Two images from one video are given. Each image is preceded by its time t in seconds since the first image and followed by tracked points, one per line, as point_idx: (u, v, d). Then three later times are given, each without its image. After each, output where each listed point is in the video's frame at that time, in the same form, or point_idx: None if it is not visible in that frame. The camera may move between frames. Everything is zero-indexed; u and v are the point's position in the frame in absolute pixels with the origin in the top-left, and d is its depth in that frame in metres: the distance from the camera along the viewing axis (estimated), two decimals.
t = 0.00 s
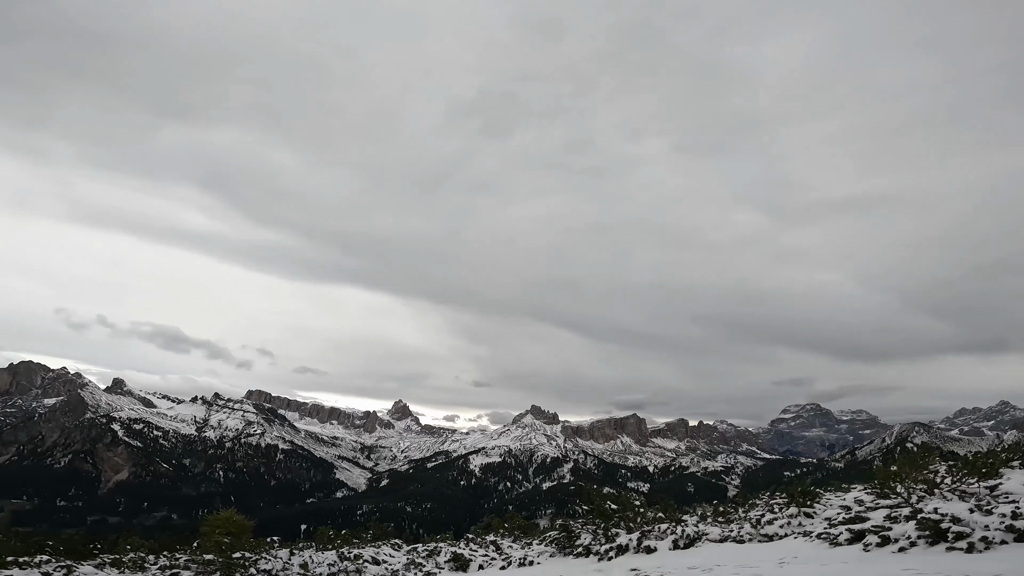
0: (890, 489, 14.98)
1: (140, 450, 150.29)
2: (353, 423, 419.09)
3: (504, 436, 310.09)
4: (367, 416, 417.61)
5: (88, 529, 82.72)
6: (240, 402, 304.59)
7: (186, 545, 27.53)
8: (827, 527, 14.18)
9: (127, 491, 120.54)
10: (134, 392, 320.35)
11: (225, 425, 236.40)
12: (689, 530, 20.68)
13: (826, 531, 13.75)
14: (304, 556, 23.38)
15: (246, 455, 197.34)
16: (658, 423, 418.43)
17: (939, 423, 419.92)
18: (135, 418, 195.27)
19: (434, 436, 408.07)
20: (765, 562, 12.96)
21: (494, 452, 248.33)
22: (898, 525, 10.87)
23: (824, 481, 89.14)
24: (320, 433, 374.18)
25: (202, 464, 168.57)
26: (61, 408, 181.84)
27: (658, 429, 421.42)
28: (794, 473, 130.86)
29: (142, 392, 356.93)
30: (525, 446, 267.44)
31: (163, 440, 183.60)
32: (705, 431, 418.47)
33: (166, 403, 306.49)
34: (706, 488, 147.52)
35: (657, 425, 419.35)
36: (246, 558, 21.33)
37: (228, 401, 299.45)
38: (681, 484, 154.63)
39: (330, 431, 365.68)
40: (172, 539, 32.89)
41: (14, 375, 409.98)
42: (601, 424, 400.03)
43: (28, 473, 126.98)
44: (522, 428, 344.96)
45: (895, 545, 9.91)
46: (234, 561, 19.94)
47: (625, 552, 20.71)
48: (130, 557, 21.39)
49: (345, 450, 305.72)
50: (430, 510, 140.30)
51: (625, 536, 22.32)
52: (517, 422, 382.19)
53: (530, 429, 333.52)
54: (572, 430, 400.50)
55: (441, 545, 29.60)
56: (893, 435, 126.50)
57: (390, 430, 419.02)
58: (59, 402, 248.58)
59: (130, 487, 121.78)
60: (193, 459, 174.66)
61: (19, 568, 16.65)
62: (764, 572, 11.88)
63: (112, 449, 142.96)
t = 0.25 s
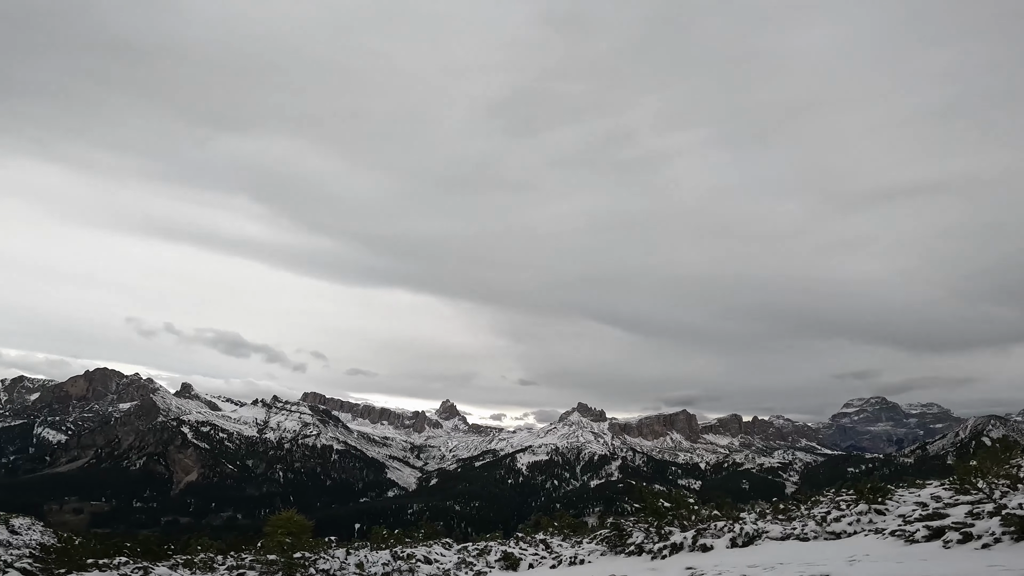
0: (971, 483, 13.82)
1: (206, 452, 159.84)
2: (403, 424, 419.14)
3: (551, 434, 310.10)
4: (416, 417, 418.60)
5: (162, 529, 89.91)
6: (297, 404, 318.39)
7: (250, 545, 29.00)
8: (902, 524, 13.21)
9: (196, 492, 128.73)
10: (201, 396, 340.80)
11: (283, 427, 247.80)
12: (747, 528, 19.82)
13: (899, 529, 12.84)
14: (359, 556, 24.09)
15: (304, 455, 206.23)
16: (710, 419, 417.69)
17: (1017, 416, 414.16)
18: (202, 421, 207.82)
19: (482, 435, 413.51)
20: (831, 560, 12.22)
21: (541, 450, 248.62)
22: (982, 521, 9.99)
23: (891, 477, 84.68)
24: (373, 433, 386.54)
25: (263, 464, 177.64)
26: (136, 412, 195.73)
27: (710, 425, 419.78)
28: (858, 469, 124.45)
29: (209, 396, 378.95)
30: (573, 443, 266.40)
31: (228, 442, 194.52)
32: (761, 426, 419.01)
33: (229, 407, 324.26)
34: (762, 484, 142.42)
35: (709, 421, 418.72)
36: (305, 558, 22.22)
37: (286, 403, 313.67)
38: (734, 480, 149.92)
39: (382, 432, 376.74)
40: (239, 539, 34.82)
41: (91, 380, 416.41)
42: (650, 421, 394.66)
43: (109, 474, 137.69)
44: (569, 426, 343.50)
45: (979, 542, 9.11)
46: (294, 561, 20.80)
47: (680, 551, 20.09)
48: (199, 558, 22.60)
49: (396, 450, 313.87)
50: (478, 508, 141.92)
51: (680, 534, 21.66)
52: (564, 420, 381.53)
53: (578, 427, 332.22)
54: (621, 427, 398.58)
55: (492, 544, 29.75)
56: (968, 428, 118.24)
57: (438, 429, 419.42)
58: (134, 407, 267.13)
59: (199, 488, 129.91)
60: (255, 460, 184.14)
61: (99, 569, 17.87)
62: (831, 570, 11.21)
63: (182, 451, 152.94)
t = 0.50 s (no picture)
0: None
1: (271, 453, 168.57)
2: (454, 423, 419.14)
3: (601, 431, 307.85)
4: (467, 416, 419.13)
5: (235, 530, 95.64)
6: (354, 406, 330.87)
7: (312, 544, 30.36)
8: (991, 520, 12.13)
9: (264, 492, 136.37)
10: (265, 399, 360.03)
11: (342, 427, 258.07)
12: (817, 525, 18.76)
13: (990, 524, 11.76)
14: (415, 555, 24.57)
15: (361, 455, 213.65)
16: (768, 415, 416.74)
17: None
18: (268, 423, 219.70)
19: (533, 433, 416.11)
20: (914, 556, 11.37)
21: (592, 447, 246.58)
22: None
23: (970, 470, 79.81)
24: (426, 432, 396.63)
25: (324, 464, 185.85)
26: (208, 415, 209.35)
27: (770, 420, 419.12)
28: (934, 464, 116.43)
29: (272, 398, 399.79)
30: (624, 440, 262.85)
31: (291, 442, 204.76)
32: (826, 420, 419.74)
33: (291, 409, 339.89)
34: (827, 479, 135.78)
35: (769, 417, 419.83)
36: (364, 558, 22.90)
37: (343, 404, 325.67)
38: (797, 476, 143.45)
39: (435, 431, 385.79)
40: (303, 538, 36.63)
41: (167, 386, 418.94)
42: (705, 417, 386.27)
43: (186, 475, 147.71)
44: (620, 423, 339.30)
45: None
46: (353, 560, 21.51)
47: (743, 549, 19.24)
48: (266, 558, 23.58)
49: (449, 448, 320.30)
50: (529, 506, 142.31)
51: (743, 531, 20.76)
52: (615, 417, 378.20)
53: (629, 423, 328.47)
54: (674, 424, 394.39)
55: (545, 543, 29.62)
56: None
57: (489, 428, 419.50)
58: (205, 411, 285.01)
59: (266, 488, 137.47)
60: (316, 460, 192.74)
61: (176, 570, 19.07)
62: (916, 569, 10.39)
63: (250, 452, 162.56)
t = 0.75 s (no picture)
0: None
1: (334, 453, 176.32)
2: (507, 421, 418.64)
3: (657, 427, 301.83)
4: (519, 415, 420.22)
5: (301, 530, 100.45)
6: (410, 406, 340.64)
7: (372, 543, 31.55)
8: None
9: (328, 492, 142.80)
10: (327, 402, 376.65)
11: (399, 428, 266.35)
12: (899, 520, 17.44)
13: None
14: (472, 553, 24.88)
15: (418, 455, 219.34)
16: (837, 408, 416.47)
17: None
18: (330, 424, 229.89)
19: (587, 430, 413.95)
20: (1011, 552, 10.38)
21: (648, 443, 242.02)
22: None
23: None
24: (480, 431, 402.95)
25: (383, 464, 192.49)
26: (275, 418, 221.68)
27: (839, 413, 419.17)
28: None
29: (333, 400, 417.58)
30: (681, 436, 256.55)
31: (352, 442, 213.38)
32: (903, 412, 418.86)
33: (351, 410, 353.46)
34: (906, 474, 127.03)
35: (837, 411, 419.18)
36: (422, 556, 23.42)
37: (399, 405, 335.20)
38: (871, 471, 134.84)
39: (489, 429, 391.61)
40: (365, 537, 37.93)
41: (239, 392, 417.51)
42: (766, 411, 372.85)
43: (257, 476, 156.91)
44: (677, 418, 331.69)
45: None
46: (412, 559, 22.11)
47: (817, 545, 18.18)
48: (330, 557, 24.54)
49: (502, 447, 323.71)
50: (585, 504, 141.23)
51: (816, 528, 19.60)
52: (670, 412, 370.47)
53: (686, 418, 320.69)
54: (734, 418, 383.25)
55: (603, 540, 29.25)
56: None
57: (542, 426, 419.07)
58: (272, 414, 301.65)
59: (330, 489, 143.80)
60: (376, 460, 199.88)
61: (248, 570, 20.19)
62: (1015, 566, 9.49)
63: (314, 452, 170.69)
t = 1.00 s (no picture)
0: None
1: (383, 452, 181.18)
2: (552, 418, 418.87)
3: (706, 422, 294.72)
4: (563, 411, 420.67)
5: (352, 528, 103.55)
6: (455, 405, 346.12)
7: (420, 542, 32.38)
8: None
9: (377, 491, 146.93)
10: (375, 402, 387.63)
11: (445, 426, 271.07)
12: (978, 515, 16.20)
13: None
14: (518, 551, 24.97)
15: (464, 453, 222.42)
16: (899, 400, 416.08)
17: None
18: (379, 423, 236.47)
19: (633, 426, 409.44)
20: None
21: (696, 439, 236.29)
22: None
23: None
24: (524, 428, 405.32)
25: (430, 462, 196.46)
26: (327, 418, 229.97)
27: (903, 406, 419.11)
28: None
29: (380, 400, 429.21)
30: (732, 430, 249.33)
31: (400, 441, 218.70)
32: (972, 405, 417.62)
33: (399, 408, 362.09)
34: (979, 468, 118.59)
35: (905, 401, 420.80)
36: (469, 553, 23.77)
37: (444, 403, 340.44)
38: (939, 466, 126.59)
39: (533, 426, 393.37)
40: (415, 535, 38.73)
41: (293, 392, 418.23)
42: (821, 404, 359.29)
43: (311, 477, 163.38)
44: (726, 412, 322.79)
45: None
46: (459, 556, 22.45)
47: (886, 541, 17.10)
48: (380, 555, 25.16)
49: (547, 444, 324.12)
50: (631, 501, 139.33)
51: (884, 523, 18.46)
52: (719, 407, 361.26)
53: (736, 413, 312.05)
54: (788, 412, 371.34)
55: (653, 537, 28.72)
56: None
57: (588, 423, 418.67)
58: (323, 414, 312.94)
59: (379, 487, 147.74)
60: (423, 458, 204.12)
61: (303, 569, 20.97)
62: None
63: (364, 451, 175.96)
